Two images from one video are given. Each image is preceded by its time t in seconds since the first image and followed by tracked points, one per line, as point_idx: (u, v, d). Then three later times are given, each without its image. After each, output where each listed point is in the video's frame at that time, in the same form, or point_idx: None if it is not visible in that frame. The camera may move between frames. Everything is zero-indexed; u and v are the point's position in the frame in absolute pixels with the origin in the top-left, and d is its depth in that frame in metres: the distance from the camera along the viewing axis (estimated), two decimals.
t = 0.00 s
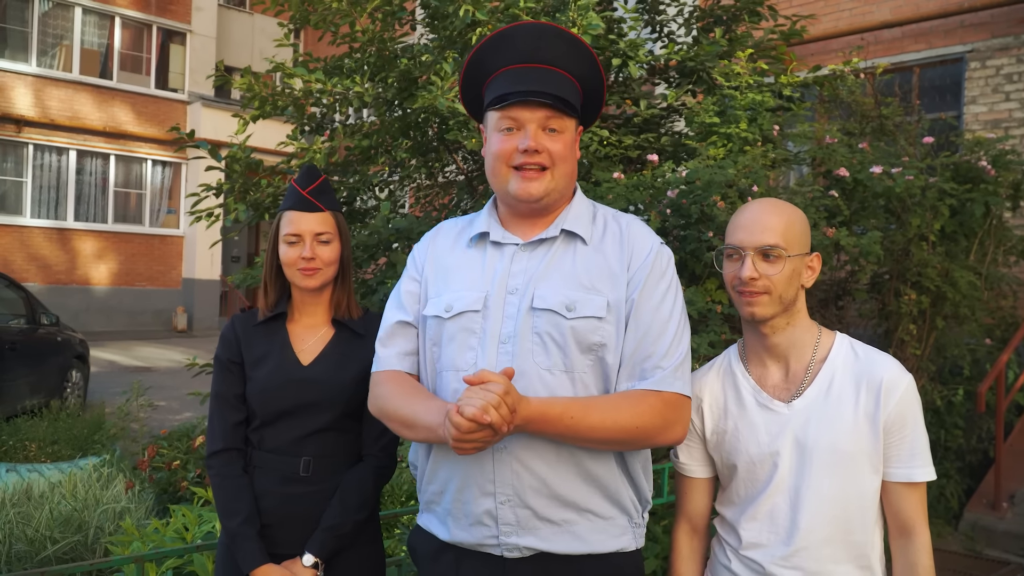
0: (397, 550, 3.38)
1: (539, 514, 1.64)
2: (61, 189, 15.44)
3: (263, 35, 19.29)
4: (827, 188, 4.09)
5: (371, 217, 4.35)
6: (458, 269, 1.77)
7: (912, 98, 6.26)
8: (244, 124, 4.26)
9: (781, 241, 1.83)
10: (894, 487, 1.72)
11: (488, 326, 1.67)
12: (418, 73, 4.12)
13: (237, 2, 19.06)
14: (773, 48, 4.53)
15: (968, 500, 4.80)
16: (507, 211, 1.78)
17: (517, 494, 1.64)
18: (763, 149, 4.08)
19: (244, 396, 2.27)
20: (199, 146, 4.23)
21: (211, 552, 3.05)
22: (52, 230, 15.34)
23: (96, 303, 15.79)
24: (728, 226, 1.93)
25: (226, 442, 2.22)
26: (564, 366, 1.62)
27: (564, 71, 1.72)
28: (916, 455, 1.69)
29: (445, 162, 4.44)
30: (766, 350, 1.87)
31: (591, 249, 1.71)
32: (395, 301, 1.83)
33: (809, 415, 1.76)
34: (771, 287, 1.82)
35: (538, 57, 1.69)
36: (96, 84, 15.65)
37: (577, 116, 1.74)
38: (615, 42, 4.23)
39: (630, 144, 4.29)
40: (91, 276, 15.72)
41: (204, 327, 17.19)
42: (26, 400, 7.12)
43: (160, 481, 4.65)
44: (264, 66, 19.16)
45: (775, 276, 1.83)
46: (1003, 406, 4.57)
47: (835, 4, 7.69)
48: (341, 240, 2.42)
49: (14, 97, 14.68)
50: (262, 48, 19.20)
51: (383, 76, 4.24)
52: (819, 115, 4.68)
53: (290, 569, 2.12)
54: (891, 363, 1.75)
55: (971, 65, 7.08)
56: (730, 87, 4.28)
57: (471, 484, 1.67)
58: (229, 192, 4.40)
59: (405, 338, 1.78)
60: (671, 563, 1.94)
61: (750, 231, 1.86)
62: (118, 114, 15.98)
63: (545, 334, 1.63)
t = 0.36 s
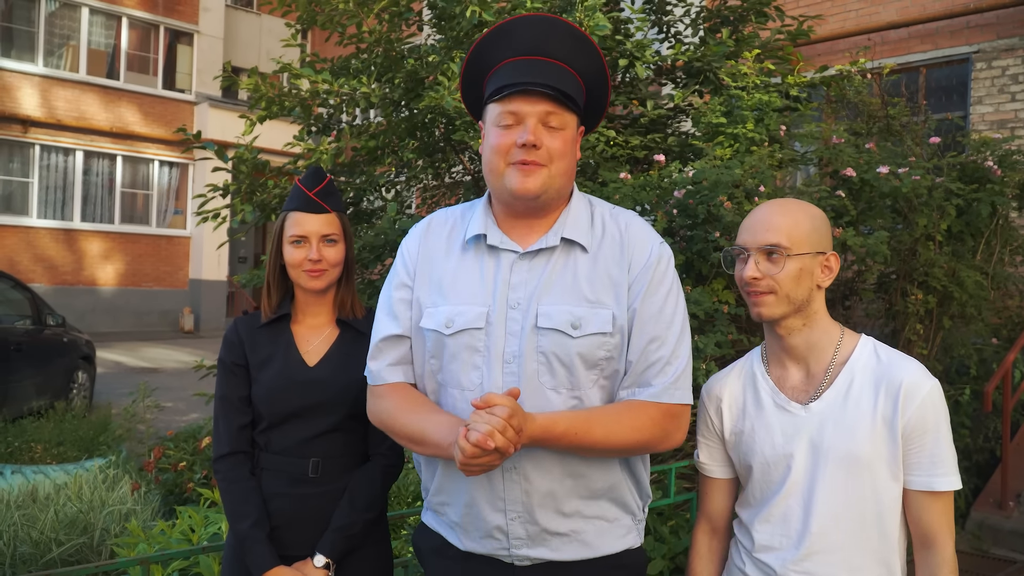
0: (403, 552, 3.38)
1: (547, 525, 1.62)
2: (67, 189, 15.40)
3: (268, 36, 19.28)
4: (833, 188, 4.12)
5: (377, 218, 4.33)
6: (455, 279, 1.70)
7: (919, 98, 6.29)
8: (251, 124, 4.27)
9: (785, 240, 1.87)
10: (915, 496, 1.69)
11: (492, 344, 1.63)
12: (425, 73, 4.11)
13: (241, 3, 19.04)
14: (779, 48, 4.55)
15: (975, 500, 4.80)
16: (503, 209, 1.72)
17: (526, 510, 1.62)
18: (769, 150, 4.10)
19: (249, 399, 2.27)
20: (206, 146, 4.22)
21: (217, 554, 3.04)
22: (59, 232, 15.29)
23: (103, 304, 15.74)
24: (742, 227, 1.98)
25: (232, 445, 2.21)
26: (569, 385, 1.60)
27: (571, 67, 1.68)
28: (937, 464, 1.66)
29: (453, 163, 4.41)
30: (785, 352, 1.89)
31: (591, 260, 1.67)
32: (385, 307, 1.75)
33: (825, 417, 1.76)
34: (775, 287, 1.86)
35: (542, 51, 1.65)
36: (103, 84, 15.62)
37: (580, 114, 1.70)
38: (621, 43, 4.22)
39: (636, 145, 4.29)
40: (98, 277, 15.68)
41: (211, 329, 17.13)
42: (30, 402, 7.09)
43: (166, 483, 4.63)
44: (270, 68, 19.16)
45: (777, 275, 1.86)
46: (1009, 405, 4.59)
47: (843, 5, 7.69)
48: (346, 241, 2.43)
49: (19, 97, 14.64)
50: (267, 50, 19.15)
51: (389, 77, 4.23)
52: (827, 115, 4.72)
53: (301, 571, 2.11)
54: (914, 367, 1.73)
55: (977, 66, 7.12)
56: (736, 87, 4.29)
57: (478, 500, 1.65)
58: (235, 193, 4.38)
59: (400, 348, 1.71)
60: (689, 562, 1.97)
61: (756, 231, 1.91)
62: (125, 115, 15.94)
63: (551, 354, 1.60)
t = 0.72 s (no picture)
0: (403, 553, 3.39)
1: (550, 544, 1.62)
2: (65, 191, 15.41)
3: (268, 36, 19.27)
4: (832, 187, 4.11)
5: (376, 219, 4.36)
6: (442, 321, 1.69)
7: (918, 98, 6.29)
8: (250, 125, 4.27)
9: (811, 237, 1.86)
10: (936, 504, 1.67)
11: (485, 387, 1.62)
12: (423, 74, 4.07)
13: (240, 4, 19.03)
14: (778, 48, 4.55)
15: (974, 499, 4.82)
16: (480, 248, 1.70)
17: (529, 532, 1.62)
18: (769, 149, 4.08)
19: (245, 401, 2.27)
20: (204, 148, 4.21)
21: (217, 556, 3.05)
22: (58, 233, 15.30)
23: (102, 306, 15.74)
24: (764, 227, 1.98)
25: (228, 447, 2.22)
26: (562, 423, 1.60)
27: (539, 94, 1.63)
28: (958, 471, 1.64)
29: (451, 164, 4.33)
30: (808, 353, 1.87)
31: (578, 292, 1.64)
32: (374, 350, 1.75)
33: (845, 420, 1.74)
34: (803, 284, 1.85)
35: (507, 83, 1.61)
36: (100, 86, 15.62)
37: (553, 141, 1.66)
38: (620, 43, 4.24)
39: (635, 145, 4.29)
40: (98, 279, 15.68)
41: (209, 331, 17.09)
42: (29, 404, 7.10)
43: (164, 485, 4.64)
44: (269, 68, 19.15)
45: (805, 272, 1.85)
46: (1008, 405, 4.59)
47: (841, 4, 7.69)
48: (341, 244, 2.43)
49: (17, 99, 14.65)
50: (265, 50, 19.16)
51: (387, 77, 4.23)
52: (825, 114, 4.72)
53: (295, 572, 2.13)
54: (939, 370, 1.70)
55: (976, 65, 7.11)
56: (735, 87, 4.29)
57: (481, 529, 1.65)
58: (234, 195, 4.38)
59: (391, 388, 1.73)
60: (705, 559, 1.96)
61: (778, 229, 1.91)
62: (124, 116, 15.95)
63: (544, 396, 1.59)
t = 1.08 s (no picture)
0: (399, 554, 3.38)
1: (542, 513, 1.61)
2: (61, 192, 15.39)
3: (265, 38, 19.26)
4: (827, 188, 4.15)
5: (372, 220, 4.37)
6: (453, 277, 1.69)
7: (914, 99, 6.31)
8: (246, 126, 4.26)
9: (837, 240, 1.79)
10: (944, 507, 1.66)
11: (491, 339, 1.63)
12: (420, 75, 4.14)
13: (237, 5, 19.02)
14: (774, 49, 4.55)
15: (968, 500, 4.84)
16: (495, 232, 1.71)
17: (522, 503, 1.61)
18: (765, 150, 4.08)
19: (239, 403, 2.24)
20: (200, 148, 4.21)
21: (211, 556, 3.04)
22: (53, 233, 15.26)
23: (97, 307, 15.70)
24: (777, 225, 1.88)
25: (223, 450, 2.20)
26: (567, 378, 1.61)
27: (578, 106, 1.66)
28: (969, 475, 1.63)
29: (447, 164, 4.42)
30: (815, 355, 1.82)
31: (596, 262, 1.70)
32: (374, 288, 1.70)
33: (853, 423, 1.71)
34: (828, 288, 1.77)
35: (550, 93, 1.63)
36: (97, 86, 15.60)
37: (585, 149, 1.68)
38: (617, 44, 4.24)
39: (631, 145, 4.28)
40: (93, 280, 15.63)
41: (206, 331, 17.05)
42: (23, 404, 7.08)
43: (159, 486, 4.63)
44: (266, 68, 19.14)
45: (832, 275, 1.77)
46: (1003, 405, 4.61)
47: (837, 5, 7.70)
48: (335, 245, 2.44)
49: (13, 99, 14.64)
50: (262, 50, 19.15)
51: (384, 78, 4.24)
52: (821, 115, 4.72)
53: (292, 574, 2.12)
54: (947, 373, 1.68)
55: (971, 66, 7.13)
56: (731, 88, 4.29)
57: (471, 493, 1.62)
58: (229, 195, 4.37)
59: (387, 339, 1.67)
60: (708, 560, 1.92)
61: (801, 230, 1.81)
62: (120, 117, 15.92)
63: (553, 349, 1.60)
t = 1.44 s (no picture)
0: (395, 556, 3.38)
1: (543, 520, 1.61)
2: (53, 194, 15.34)
3: (258, 39, 19.23)
4: (821, 189, 4.16)
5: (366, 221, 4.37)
6: (455, 275, 1.68)
7: (906, 99, 6.33)
8: (240, 128, 4.25)
9: (831, 242, 1.80)
10: (925, 503, 1.67)
11: (494, 340, 1.62)
12: (413, 76, 4.17)
13: (230, 6, 18.99)
14: (767, 50, 4.57)
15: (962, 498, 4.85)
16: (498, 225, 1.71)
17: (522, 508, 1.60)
18: (758, 150, 4.08)
19: (234, 406, 2.24)
20: (193, 150, 4.20)
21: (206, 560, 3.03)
22: (46, 235, 15.21)
23: (90, 309, 15.66)
24: (768, 228, 1.88)
25: (218, 453, 2.20)
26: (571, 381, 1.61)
27: (585, 94, 1.68)
28: (951, 471, 1.63)
29: (441, 165, 4.42)
30: (801, 354, 1.82)
31: (598, 267, 1.71)
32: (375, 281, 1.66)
33: (839, 421, 1.71)
34: (821, 291, 1.78)
35: (555, 78, 1.65)
36: (89, 88, 15.55)
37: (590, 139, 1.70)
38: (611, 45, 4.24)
39: (625, 146, 4.27)
40: (87, 282, 15.57)
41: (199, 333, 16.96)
42: (16, 408, 7.06)
43: (154, 489, 4.61)
44: (259, 70, 19.12)
45: (825, 277, 1.78)
46: (996, 404, 4.62)
47: (829, 6, 7.72)
48: (329, 247, 2.44)
49: (5, 102, 14.60)
50: (255, 51, 19.12)
51: (378, 79, 4.24)
52: (814, 116, 4.73)
53: None
54: (929, 373, 1.69)
55: (963, 66, 7.15)
56: (724, 89, 4.29)
57: (471, 497, 1.60)
58: (223, 197, 4.36)
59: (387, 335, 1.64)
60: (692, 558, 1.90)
61: (796, 231, 1.81)
62: (113, 118, 15.88)
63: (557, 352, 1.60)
